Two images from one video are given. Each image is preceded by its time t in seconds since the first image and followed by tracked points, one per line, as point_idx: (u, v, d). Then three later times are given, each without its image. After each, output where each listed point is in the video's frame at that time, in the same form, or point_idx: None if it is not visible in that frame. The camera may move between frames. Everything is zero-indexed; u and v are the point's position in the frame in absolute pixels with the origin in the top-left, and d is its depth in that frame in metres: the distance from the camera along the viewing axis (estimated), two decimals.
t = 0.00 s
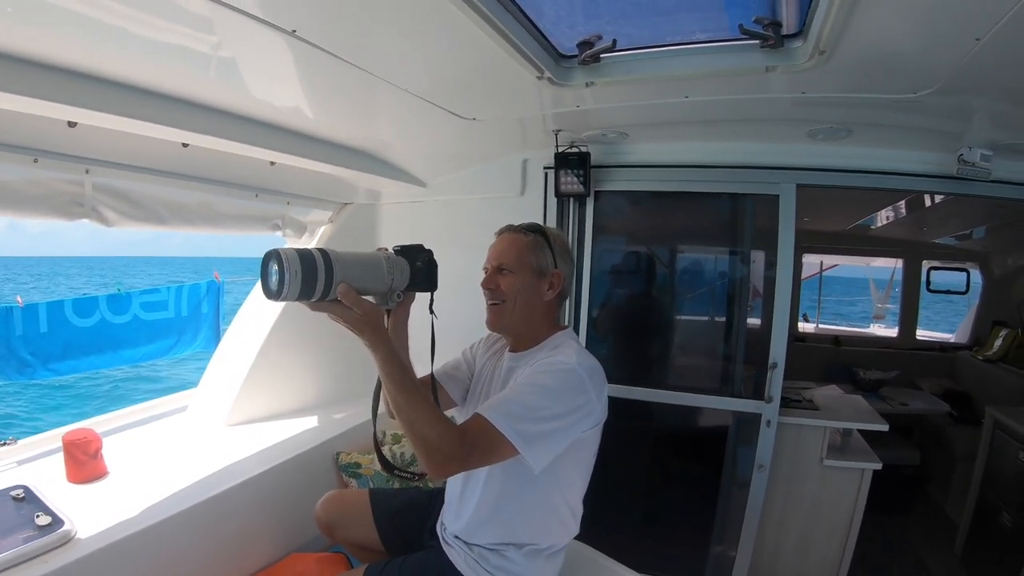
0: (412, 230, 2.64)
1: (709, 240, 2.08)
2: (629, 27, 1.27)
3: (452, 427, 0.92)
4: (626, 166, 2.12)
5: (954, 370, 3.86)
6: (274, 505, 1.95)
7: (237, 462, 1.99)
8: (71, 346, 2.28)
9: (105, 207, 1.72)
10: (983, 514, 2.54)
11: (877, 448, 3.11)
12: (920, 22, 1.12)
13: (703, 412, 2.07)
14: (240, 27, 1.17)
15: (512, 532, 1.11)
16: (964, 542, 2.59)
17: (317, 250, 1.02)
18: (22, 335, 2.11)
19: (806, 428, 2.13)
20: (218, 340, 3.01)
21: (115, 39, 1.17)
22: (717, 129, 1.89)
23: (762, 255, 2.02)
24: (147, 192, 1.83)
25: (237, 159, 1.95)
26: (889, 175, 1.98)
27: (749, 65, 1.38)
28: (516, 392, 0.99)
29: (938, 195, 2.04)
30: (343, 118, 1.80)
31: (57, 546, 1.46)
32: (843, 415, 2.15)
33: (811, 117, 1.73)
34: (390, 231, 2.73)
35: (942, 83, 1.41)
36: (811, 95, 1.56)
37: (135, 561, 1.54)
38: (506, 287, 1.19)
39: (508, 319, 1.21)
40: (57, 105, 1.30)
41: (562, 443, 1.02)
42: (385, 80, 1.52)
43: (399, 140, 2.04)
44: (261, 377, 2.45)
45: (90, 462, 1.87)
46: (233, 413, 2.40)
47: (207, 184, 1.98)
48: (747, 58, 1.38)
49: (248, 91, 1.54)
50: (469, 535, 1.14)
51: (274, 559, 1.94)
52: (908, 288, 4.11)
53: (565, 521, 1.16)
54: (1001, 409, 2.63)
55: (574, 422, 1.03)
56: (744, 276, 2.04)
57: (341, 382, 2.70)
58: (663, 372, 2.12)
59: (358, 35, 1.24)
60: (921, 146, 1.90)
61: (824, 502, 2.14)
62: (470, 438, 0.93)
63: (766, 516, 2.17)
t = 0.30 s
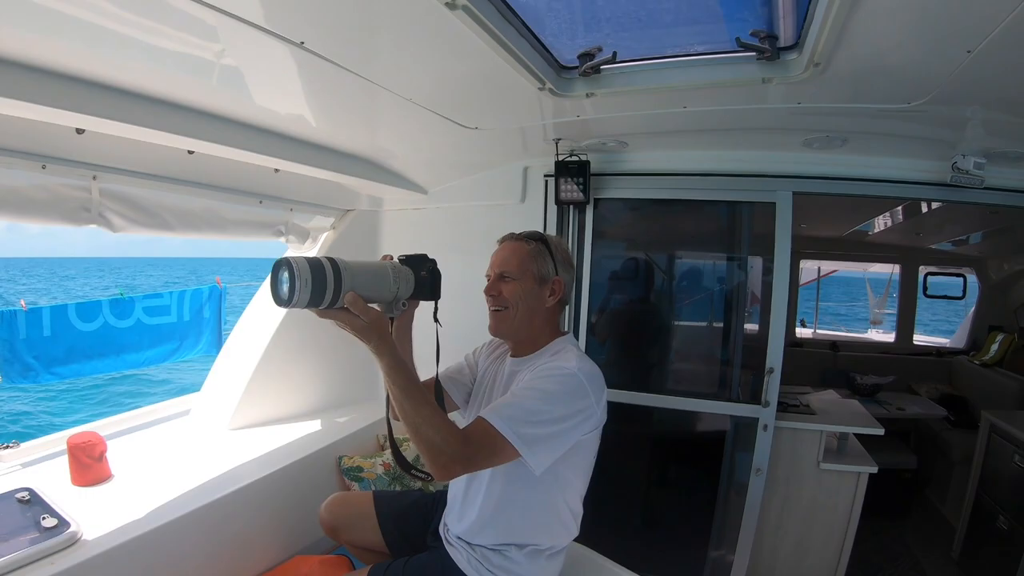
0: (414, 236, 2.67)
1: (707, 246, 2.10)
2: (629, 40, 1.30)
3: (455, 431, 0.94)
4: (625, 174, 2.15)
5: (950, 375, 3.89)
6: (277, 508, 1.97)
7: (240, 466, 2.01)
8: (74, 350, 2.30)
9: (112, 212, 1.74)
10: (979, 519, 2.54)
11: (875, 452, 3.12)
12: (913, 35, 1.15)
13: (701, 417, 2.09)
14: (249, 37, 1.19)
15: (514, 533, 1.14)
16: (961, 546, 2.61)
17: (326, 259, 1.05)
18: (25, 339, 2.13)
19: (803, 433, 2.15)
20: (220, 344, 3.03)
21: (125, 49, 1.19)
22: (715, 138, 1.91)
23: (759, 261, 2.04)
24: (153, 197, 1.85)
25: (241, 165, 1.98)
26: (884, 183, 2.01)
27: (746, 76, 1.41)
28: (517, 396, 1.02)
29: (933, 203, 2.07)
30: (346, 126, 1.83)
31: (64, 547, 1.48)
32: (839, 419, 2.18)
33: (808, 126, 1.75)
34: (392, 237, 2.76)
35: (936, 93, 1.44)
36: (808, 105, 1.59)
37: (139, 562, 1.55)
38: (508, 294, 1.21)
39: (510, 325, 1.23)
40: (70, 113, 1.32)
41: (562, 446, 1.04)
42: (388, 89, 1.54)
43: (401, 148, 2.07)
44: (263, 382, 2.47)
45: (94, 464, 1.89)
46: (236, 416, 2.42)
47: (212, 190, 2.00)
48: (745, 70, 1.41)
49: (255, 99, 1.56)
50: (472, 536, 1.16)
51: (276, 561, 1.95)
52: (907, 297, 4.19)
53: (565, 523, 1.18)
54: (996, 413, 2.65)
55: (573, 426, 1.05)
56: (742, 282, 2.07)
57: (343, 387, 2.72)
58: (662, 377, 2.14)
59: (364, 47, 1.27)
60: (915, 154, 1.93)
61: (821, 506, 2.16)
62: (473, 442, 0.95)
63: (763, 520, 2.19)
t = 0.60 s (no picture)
0: (413, 239, 2.69)
1: (702, 249, 2.13)
2: (626, 47, 1.33)
3: (458, 430, 0.96)
4: (621, 178, 2.18)
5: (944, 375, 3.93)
6: (278, 508, 1.99)
7: (241, 466, 2.03)
8: (74, 351, 2.31)
9: (115, 215, 1.77)
10: (972, 518, 2.56)
11: (870, 453, 3.15)
12: (903, 43, 1.18)
13: (698, 417, 2.12)
14: (253, 42, 1.22)
15: (514, 530, 1.16)
16: (954, 545, 2.64)
17: (332, 265, 1.07)
18: (26, 341, 2.15)
19: (798, 433, 2.18)
20: (219, 347, 3.05)
21: (131, 53, 1.21)
22: (710, 142, 1.94)
23: (754, 264, 2.07)
24: (156, 201, 1.87)
25: (242, 169, 2.01)
26: (876, 187, 2.04)
27: (741, 83, 1.43)
28: (519, 396, 1.04)
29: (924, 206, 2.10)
30: (347, 130, 1.86)
31: (68, 546, 1.50)
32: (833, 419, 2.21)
33: (801, 131, 1.79)
34: (391, 240, 2.78)
35: (925, 99, 1.47)
36: (801, 110, 1.62)
37: (142, 561, 1.57)
38: (509, 297, 1.24)
39: (511, 327, 1.26)
40: (76, 117, 1.34)
41: (563, 445, 1.07)
42: (388, 94, 1.57)
43: (401, 152, 2.10)
44: (263, 384, 2.49)
45: (96, 465, 1.91)
46: (237, 418, 2.44)
47: (214, 193, 2.02)
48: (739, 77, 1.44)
49: (258, 104, 1.58)
50: (474, 533, 1.18)
51: (276, 561, 1.97)
52: (901, 299, 4.24)
53: (565, 521, 1.20)
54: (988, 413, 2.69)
55: (573, 425, 1.08)
56: (737, 284, 2.09)
57: (342, 388, 2.74)
58: (659, 378, 2.17)
59: (366, 53, 1.29)
60: (907, 159, 1.96)
61: (816, 505, 2.19)
62: (476, 441, 0.98)
63: (759, 519, 2.21)
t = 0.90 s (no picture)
0: (412, 238, 2.70)
1: (699, 247, 2.15)
2: (626, 47, 1.34)
3: (465, 423, 0.97)
4: (619, 177, 2.19)
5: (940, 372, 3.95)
6: (279, 506, 1.99)
7: (243, 465, 2.04)
8: (74, 351, 2.31)
9: (117, 214, 1.77)
10: (969, 514, 2.58)
11: (868, 448, 3.17)
12: (899, 43, 1.19)
13: (697, 413, 2.13)
14: (256, 42, 1.22)
15: (518, 525, 1.17)
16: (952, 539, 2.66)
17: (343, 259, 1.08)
18: (25, 342, 2.15)
19: (796, 429, 2.19)
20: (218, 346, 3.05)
21: (134, 53, 1.22)
22: (709, 141, 1.96)
23: (752, 261, 2.08)
24: (157, 200, 1.88)
25: (243, 168, 2.01)
26: (872, 185, 2.06)
27: (739, 82, 1.45)
28: (525, 390, 1.05)
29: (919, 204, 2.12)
30: (347, 129, 1.86)
31: (71, 545, 1.50)
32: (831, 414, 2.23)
33: (798, 130, 1.80)
34: (390, 239, 2.79)
35: (921, 98, 1.48)
36: (798, 109, 1.63)
37: (145, 559, 1.58)
38: (513, 294, 1.25)
39: (515, 323, 1.27)
40: (79, 115, 1.35)
41: (567, 439, 1.08)
42: (389, 94, 1.58)
43: (400, 151, 2.11)
44: (263, 383, 2.50)
45: (98, 465, 1.92)
46: (238, 416, 2.44)
47: (215, 192, 2.03)
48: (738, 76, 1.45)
49: (259, 103, 1.59)
50: (478, 528, 1.19)
51: (278, 559, 1.98)
52: (897, 296, 4.26)
53: (568, 514, 1.22)
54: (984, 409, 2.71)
55: (577, 419, 1.09)
56: (735, 281, 2.11)
57: (342, 387, 2.75)
58: (658, 374, 2.18)
59: (367, 53, 1.30)
60: (902, 157, 1.98)
61: (814, 500, 2.21)
62: (482, 434, 0.99)
63: (758, 515, 2.23)
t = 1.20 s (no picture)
0: (413, 234, 2.70)
1: (699, 243, 2.15)
2: (629, 44, 1.34)
3: (473, 419, 0.97)
4: (620, 173, 2.19)
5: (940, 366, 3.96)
6: (281, 504, 2.00)
7: (245, 462, 2.04)
8: (74, 350, 2.31)
9: (118, 212, 1.77)
10: (969, 509, 2.58)
11: (868, 443, 3.18)
12: (901, 39, 1.19)
13: (698, 409, 2.14)
14: (258, 39, 1.22)
15: (524, 520, 1.18)
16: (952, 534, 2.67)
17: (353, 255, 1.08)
18: (25, 341, 2.14)
19: (797, 424, 2.20)
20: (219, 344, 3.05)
21: (136, 50, 1.21)
22: (710, 137, 1.96)
23: (753, 257, 2.08)
24: (158, 198, 1.87)
25: (243, 165, 2.01)
26: (873, 181, 2.06)
27: (741, 78, 1.45)
28: (533, 386, 1.06)
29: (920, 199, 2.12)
30: (348, 126, 1.86)
31: (75, 544, 1.50)
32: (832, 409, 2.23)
33: (799, 126, 1.80)
34: (391, 235, 2.79)
35: (922, 94, 1.49)
36: (800, 105, 1.63)
37: (149, 558, 1.58)
38: (521, 289, 1.25)
39: (522, 319, 1.27)
40: (80, 113, 1.34)
41: (575, 434, 1.09)
42: (391, 90, 1.58)
43: (401, 148, 2.10)
44: (264, 380, 2.50)
45: (100, 463, 1.92)
46: (239, 414, 2.45)
47: (215, 189, 2.02)
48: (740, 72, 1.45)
49: (259, 100, 1.58)
50: (484, 523, 1.20)
51: (281, 556, 1.98)
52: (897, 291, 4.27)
53: (573, 510, 1.22)
54: (984, 404, 2.71)
55: (585, 415, 1.10)
56: (735, 276, 2.11)
57: (343, 384, 2.75)
58: (659, 370, 2.18)
59: (369, 49, 1.30)
60: (902, 152, 1.98)
61: (815, 495, 2.22)
62: (490, 430, 0.99)
63: (760, 510, 2.24)
